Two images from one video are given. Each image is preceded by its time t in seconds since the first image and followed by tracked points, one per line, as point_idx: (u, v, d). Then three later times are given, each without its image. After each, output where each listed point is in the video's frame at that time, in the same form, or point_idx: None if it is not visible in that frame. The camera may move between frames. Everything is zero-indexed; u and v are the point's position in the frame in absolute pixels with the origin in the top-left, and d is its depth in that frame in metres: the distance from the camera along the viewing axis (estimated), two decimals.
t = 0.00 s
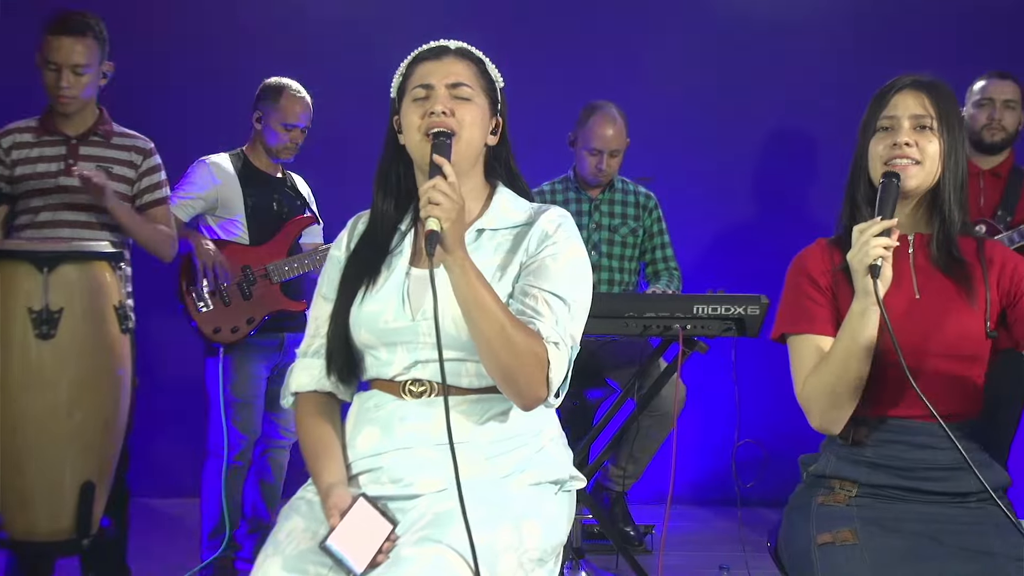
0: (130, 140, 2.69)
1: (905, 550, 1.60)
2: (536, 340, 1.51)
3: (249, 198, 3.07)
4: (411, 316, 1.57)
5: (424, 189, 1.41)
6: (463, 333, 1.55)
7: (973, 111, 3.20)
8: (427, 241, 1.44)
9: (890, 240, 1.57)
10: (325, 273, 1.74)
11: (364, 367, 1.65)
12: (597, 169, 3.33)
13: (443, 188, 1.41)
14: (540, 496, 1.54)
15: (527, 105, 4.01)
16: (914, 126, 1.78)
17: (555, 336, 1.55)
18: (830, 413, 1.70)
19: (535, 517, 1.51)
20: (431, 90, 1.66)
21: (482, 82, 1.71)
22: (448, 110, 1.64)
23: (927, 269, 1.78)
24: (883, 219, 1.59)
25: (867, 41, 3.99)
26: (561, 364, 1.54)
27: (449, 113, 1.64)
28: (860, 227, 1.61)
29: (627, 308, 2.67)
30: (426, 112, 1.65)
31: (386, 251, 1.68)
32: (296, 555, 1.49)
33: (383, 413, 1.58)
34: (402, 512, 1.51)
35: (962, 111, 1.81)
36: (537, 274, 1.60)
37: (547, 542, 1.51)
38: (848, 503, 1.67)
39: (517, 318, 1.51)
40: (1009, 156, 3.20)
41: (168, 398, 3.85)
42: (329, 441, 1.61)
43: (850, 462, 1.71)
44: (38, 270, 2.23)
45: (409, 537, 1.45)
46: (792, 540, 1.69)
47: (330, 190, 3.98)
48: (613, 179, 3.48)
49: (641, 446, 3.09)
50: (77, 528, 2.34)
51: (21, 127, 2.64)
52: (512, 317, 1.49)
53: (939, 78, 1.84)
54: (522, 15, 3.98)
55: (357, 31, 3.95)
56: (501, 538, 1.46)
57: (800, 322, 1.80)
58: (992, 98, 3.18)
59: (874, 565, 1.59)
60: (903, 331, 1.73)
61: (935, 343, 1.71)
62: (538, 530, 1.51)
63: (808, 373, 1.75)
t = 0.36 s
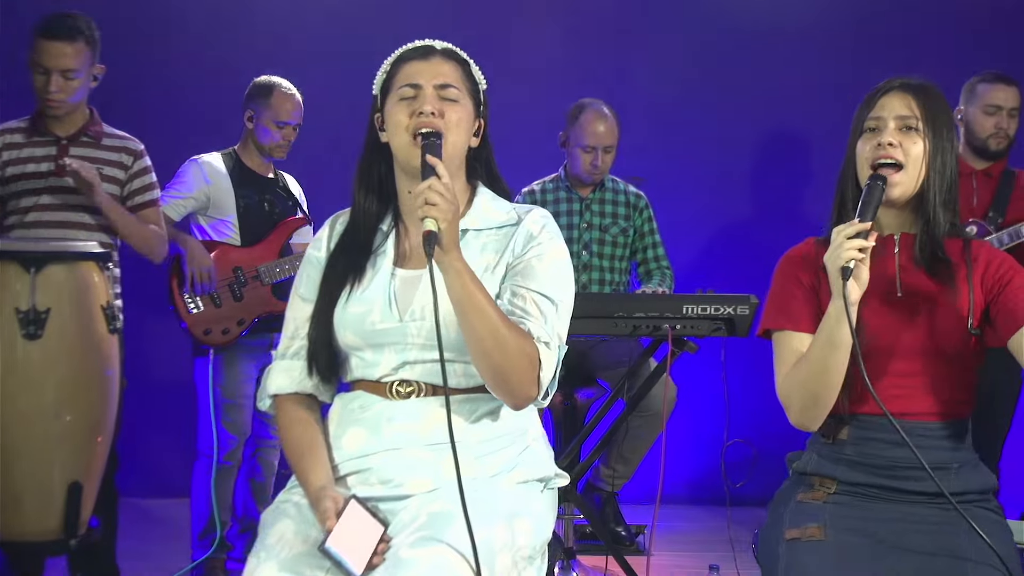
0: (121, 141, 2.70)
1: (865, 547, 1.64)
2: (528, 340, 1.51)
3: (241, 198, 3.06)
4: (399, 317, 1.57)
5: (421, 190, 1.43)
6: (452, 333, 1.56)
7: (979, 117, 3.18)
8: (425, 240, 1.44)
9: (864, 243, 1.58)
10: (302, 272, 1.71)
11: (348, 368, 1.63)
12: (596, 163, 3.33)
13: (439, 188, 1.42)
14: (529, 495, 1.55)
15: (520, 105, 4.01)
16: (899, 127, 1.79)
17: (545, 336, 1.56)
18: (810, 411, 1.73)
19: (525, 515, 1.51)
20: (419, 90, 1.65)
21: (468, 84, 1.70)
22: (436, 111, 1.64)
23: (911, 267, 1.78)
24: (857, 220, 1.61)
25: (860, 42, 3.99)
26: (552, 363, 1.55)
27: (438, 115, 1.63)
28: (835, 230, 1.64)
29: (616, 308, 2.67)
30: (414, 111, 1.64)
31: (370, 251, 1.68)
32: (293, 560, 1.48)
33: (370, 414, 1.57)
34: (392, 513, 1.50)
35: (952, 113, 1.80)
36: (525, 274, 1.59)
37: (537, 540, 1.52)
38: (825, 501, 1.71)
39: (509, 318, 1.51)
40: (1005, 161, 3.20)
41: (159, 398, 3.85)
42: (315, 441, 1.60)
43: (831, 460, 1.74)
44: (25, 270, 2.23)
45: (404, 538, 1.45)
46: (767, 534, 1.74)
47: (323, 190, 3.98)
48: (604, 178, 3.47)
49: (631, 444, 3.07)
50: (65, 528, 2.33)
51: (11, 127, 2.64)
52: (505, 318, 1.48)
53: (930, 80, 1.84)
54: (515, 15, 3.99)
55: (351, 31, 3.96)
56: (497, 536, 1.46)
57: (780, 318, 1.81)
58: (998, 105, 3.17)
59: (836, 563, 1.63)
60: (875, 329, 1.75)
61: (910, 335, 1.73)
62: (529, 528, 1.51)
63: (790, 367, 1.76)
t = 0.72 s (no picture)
0: (108, 143, 2.70)
1: (830, 543, 1.66)
2: (519, 340, 1.51)
3: (230, 199, 3.07)
4: (387, 319, 1.57)
5: (418, 192, 1.41)
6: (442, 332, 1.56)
7: (970, 119, 3.19)
8: (426, 241, 1.41)
9: (834, 249, 1.62)
10: (276, 273, 1.70)
11: (330, 370, 1.63)
12: (568, 159, 3.34)
13: (438, 189, 1.41)
14: (516, 492, 1.55)
15: (511, 105, 4.02)
16: (879, 129, 1.79)
17: (534, 334, 1.55)
18: (788, 414, 1.77)
19: (516, 512, 1.52)
20: (402, 89, 1.65)
21: (448, 85, 1.71)
22: (422, 111, 1.64)
23: (890, 270, 1.79)
24: (830, 226, 1.63)
25: (852, 43, 4.00)
26: (542, 361, 1.55)
27: (423, 115, 1.64)
28: (808, 236, 1.67)
29: (604, 308, 2.67)
30: (399, 111, 1.64)
31: (350, 252, 1.68)
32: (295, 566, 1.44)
33: (357, 416, 1.56)
34: (384, 514, 1.50)
35: (936, 114, 1.80)
36: (510, 274, 1.60)
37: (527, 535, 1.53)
38: (801, 498, 1.74)
39: (501, 317, 1.51)
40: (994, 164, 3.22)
41: (151, 398, 3.86)
42: (294, 436, 1.58)
43: (810, 460, 1.78)
44: (11, 270, 2.23)
45: (405, 539, 1.43)
46: (744, 530, 1.79)
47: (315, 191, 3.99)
48: (594, 179, 3.47)
49: (621, 445, 3.06)
50: (52, 528, 2.33)
51: None
52: (498, 318, 1.48)
53: (912, 81, 1.84)
54: (506, 16, 4.00)
55: (342, 32, 3.97)
56: (496, 535, 1.46)
57: (762, 320, 1.83)
58: (989, 107, 3.18)
59: (798, 558, 1.66)
60: (852, 331, 1.76)
61: (890, 337, 1.74)
62: (521, 523, 1.51)
63: (769, 371, 1.79)
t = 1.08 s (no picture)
0: (94, 142, 2.75)
1: (802, 543, 1.67)
2: (507, 339, 1.51)
3: (219, 199, 3.07)
4: (373, 319, 1.57)
5: (412, 194, 1.39)
6: (427, 332, 1.56)
7: (954, 119, 3.19)
8: (424, 244, 1.40)
9: (816, 253, 1.59)
10: (252, 273, 1.69)
11: (309, 371, 1.61)
12: (556, 157, 3.34)
13: (432, 191, 1.40)
14: (499, 490, 1.55)
15: (502, 105, 4.03)
16: (865, 130, 1.78)
17: (519, 332, 1.56)
18: (768, 416, 1.77)
19: (500, 509, 1.53)
20: (383, 89, 1.65)
21: (426, 86, 1.72)
22: (403, 112, 1.64)
23: (874, 271, 1.79)
24: (813, 231, 1.61)
25: (842, 42, 4.01)
26: (528, 359, 1.56)
27: (405, 115, 1.64)
28: (790, 240, 1.65)
29: (591, 308, 2.66)
30: (381, 111, 1.64)
31: (329, 252, 1.67)
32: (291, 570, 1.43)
33: (342, 416, 1.54)
34: (373, 514, 1.49)
35: (921, 113, 1.80)
36: (492, 273, 1.60)
37: (509, 532, 1.55)
38: (779, 497, 1.76)
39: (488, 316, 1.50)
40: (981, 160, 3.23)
41: (143, 397, 3.87)
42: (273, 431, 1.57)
43: (789, 460, 1.79)
44: None
45: (401, 540, 1.42)
46: (722, 527, 1.80)
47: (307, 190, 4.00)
48: (583, 179, 3.48)
49: (609, 445, 3.05)
50: (38, 528, 2.33)
51: None
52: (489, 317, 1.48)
53: (895, 80, 1.84)
54: (497, 15, 4.00)
55: (333, 32, 3.98)
56: (486, 533, 1.47)
57: (744, 321, 1.83)
58: (973, 107, 3.17)
59: (768, 557, 1.67)
60: (832, 334, 1.78)
61: (871, 340, 1.75)
62: (503, 521, 1.52)
63: (752, 372, 1.79)
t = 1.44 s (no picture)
0: (81, 143, 2.75)
1: (779, 544, 1.67)
2: (487, 339, 1.51)
3: (204, 199, 3.07)
4: (352, 320, 1.57)
5: (394, 192, 1.39)
6: (407, 333, 1.56)
7: (932, 121, 3.33)
8: (405, 243, 1.39)
9: (798, 259, 1.58)
10: (230, 275, 1.69)
11: (287, 371, 1.61)
12: (546, 161, 3.36)
13: (413, 190, 1.39)
14: (477, 490, 1.55)
15: (492, 107, 4.05)
16: (849, 131, 1.78)
17: (498, 333, 1.56)
18: (750, 420, 1.77)
19: (480, 508, 1.53)
20: (363, 90, 1.65)
21: (405, 87, 1.72)
22: (383, 113, 1.64)
23: (856, 274, 1.78)
24: (794, 236, 1.60)
25: (831, 43, 4.01)
26: (507, 359, 1.56)
27: (385, 116, 1.64)
28: (772, 245, 1.63)
29: (577, 308, 2.66)
30: (361, 112, 1.64)
31: (308, 253, 1.66)
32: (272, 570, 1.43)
33: (322, 417, 1.54)
34: (353, 514, 1.48)
35: (903, 113, 1.80)
36: (471, 274, 1.60)
37: (489, 531, 1.56)
38: (757, 499, 1.76)
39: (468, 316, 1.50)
40: (965, 160, 3.37)
41: (135, 398, 3.89)
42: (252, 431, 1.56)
43: (768, 461, 1.79)
44: None
45: (381, 540, 1.42)
46: (699, 528, 1.80)
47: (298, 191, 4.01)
48: (570, 180, 3.49)
49: (597, 446, 3.05)
50: (22, 529, 2.33)
51: None
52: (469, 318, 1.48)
53: (878, 80, 1.83)
54: (486, 18, 4.03)
55: (324, 35, 4.02)
56: (465, 533, 1.47)
57: (726, 324, 1.81)
58: (950, 109, 3.31)
59: (745, 561, 1.67)
60: (815, 336, 1.76)
61: (854, 343, 1.73)
62: (482, 520, 1.53)
63: (733, 375, 1.78)
